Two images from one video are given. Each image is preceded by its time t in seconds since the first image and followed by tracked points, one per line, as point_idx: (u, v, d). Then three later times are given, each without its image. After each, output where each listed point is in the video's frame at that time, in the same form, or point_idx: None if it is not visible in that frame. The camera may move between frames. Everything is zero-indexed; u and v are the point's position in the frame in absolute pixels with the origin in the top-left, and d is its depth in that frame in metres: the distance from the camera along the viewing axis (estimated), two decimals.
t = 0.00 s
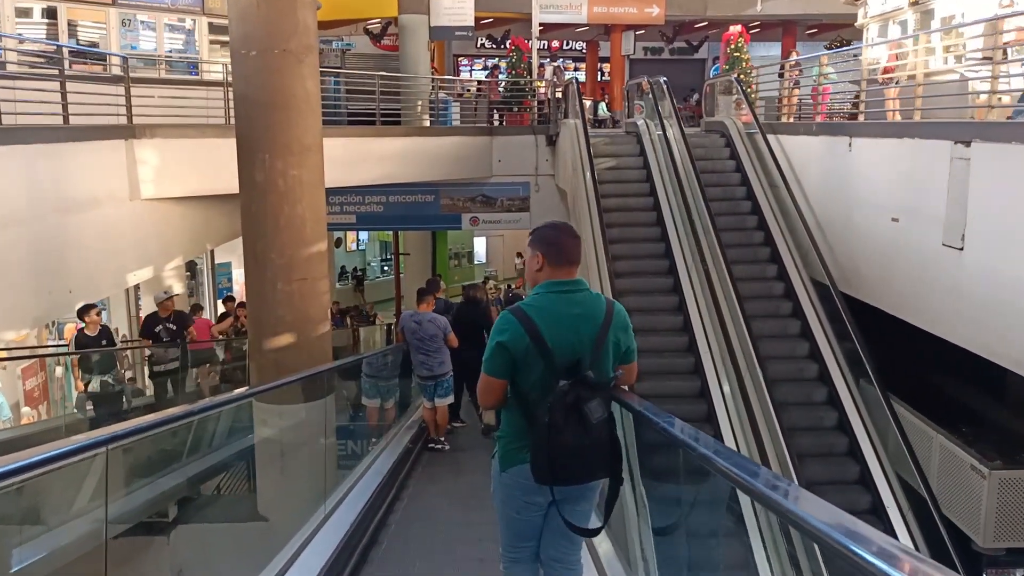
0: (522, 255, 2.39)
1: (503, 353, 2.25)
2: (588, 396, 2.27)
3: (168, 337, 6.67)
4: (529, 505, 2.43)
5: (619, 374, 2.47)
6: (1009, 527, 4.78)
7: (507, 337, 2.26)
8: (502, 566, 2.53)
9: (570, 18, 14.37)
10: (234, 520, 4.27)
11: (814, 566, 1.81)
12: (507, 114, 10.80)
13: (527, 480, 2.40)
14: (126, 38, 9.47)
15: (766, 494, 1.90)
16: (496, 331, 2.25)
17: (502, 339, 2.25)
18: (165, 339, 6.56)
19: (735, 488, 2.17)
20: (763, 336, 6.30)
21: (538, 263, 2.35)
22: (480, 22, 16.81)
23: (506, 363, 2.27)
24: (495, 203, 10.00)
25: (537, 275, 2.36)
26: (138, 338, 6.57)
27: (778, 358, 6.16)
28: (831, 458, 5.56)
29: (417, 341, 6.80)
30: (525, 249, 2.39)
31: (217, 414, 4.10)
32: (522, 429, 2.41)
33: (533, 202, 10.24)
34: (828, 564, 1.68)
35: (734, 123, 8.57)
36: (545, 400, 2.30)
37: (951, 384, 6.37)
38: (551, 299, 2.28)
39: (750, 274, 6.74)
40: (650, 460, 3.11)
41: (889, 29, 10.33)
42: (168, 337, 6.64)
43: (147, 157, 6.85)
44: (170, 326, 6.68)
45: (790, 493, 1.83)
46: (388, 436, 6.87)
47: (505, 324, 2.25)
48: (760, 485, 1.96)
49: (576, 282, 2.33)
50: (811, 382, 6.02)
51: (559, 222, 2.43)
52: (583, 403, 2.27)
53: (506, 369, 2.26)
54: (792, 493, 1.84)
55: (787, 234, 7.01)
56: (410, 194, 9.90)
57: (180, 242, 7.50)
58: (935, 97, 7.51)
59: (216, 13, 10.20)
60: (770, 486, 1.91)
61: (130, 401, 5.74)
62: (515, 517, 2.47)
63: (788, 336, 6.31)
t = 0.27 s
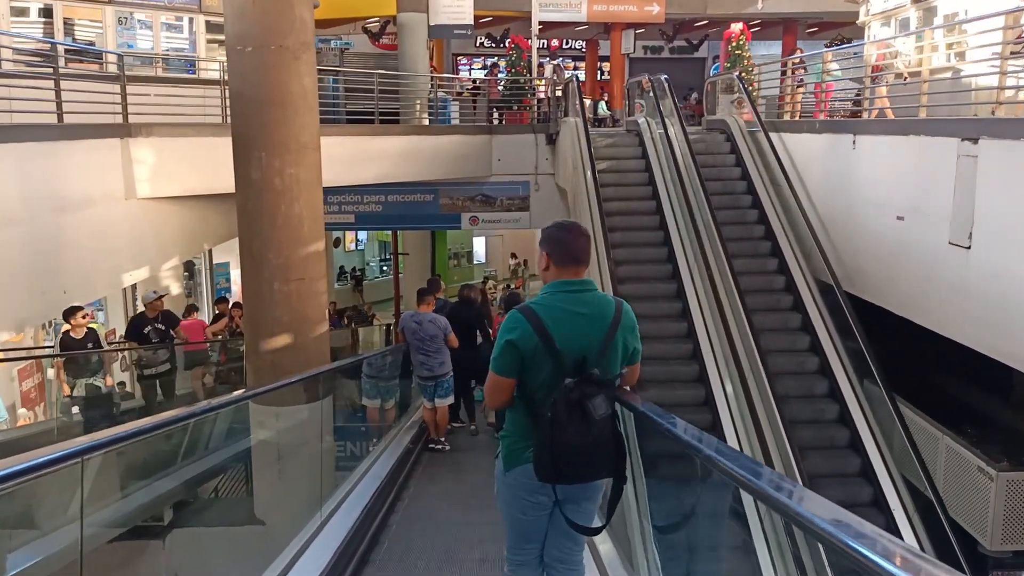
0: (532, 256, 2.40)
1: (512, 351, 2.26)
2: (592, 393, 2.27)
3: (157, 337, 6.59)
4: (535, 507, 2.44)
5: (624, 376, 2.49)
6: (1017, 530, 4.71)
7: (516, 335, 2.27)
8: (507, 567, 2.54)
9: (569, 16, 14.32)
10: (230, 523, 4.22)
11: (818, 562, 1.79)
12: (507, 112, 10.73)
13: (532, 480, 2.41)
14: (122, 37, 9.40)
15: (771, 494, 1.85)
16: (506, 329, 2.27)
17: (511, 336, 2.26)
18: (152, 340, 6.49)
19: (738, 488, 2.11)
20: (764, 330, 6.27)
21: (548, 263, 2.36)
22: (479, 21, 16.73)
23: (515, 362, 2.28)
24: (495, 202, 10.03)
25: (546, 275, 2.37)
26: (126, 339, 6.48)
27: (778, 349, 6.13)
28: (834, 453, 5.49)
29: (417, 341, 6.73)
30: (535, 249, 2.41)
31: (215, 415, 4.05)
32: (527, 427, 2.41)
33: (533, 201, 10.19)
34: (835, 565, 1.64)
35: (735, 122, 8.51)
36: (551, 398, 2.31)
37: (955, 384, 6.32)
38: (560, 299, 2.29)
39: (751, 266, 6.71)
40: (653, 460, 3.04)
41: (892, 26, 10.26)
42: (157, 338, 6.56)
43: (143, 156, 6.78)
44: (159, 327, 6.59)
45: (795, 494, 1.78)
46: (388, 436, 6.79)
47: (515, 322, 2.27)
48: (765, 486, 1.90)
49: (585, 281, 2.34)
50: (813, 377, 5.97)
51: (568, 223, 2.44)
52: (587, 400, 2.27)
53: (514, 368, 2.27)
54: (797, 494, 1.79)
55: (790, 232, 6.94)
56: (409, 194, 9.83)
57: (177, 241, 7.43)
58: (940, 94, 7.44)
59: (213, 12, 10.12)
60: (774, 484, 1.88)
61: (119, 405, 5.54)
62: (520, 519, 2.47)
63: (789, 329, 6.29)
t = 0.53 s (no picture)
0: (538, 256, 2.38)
1: (517, 352, 2.24)
2: (592, 391, 2.24)
3: (147, 338, 6.46)
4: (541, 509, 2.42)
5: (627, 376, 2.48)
6: None
7: (520, 335, 2.25)
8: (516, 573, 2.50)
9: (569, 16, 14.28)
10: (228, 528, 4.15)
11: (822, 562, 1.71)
12: (506, 112, 10.68)
13: (536, 480, 2.39)
14: (119, 36, 9.33)
15: (775, 492, 1.80)
16: (510, 330, 2.25)
17: (516, 337, 2.24)
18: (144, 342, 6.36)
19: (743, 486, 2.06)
20: (763, 320, 6.28)
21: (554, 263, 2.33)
22: (478, 20, 16.69)
23: (519, 361, 2.25)
24: (494, 201, 10.02)
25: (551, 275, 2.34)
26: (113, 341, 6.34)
27: (779, 347, 6.09)
28: (832, 442, 5.56)
29: (418, 342, 6.68)
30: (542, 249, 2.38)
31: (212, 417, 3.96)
32: (528, 424, 2.40)
33: (533, 201, 10.13)
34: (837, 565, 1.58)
35: (737, 121, 8.46)
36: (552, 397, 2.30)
37: (961, 385, 6.27)
38: (565, 299, 2.26)
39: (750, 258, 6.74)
40: (656, 461, 2.98)
41: (893, 25, 10.22)
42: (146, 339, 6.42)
43: (139, 155, 6.72)
44: (147, 327, 6.48)
45: (798, 492, 1.73)
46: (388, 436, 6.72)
47: (519, 323, 2.24)
48: (768, 484, 1.85)
49: (591, 281, 2.31)
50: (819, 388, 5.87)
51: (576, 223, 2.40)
52: (587, 400, 2.25)
53: (518, 368, 2.25)
54: (802, 491, 1.74)
55: (793, 232, 6.88)
56: (408, 194, 9.79)
57: (174, 241, 7.37)
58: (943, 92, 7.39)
59: (211, 10, 10.06)
60: (777, 482, 1.82)
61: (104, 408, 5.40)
62: (525, 520, 2.45)
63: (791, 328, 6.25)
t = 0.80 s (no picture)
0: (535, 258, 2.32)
1: (521, 355, 2.18)
2: (597, 391, 2.19)
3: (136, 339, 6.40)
4: (544, 513, 2.41)
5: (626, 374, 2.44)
6: None
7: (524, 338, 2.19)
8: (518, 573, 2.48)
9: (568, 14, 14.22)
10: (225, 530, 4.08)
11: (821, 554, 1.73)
12: (506, 110, 10.62)
13: (538, 479, 2.37)
14: (116, 34, 9.26)
15: (777, 486, 1.80)
16: (513, 333, 2.18)
17: (519, 340, 2.18)
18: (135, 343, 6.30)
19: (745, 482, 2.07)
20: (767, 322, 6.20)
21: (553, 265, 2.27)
22: (477, 19, 16.63)
23: (522, 364, 2.20)
24: (494, 201, 9.94)
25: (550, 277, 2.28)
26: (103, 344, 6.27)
27: (787, 358, 5.95)
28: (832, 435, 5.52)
29: (417, 342, 6.62)
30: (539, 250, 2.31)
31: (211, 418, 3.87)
32: (528, 423, 2.36)
33: (533, 199, 10.07)
34: (839, 559, 1.59)
35: (738, 119, 8.40)
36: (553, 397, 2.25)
37: (965, 385, 6.22)
38: (569, 301, 2.21)
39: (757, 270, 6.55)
40: (660, 460, 2.92)
41: (894, 23, 10.17)
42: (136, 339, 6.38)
43: (135, 154, 6.65)
44: (137, 328, 6.44)
45: (800, 486, 1.73)
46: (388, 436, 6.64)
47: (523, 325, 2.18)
48: (769, 478, 1.86)
49: (593, 282, 2.25)
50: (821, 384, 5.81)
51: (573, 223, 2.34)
52: (590, 400, 2.21)
53: (521, 371, 2.20)
54: (803, 486, 1.74)
55: (796, 231, 6.82)
56: (407, 193, 9.73)
57: (171, 240, 7.30)
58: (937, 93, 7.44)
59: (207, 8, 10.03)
60: (778, 476, 1.83)
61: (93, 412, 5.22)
62: (525, 518, 2.43)
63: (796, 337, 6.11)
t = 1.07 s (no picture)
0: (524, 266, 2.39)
1: (520, 357, 2.24)
2: (596, 393, 2.27)
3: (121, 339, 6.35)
4: (537, 513, 2.46)
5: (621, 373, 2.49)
6: None
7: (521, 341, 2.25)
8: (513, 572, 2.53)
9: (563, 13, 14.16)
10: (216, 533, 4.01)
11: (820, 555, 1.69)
12: (501, 109, 10.55)
13: (532, 479, 2.42)
14: (107, 32, 9.17)
15: (775, 486, 1.76)
16: (511, 335, 2.24)
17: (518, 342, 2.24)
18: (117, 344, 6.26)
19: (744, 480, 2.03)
20: (769, 329, 6.13)
21: (542, 270, 2.35)
22: (471, 18, 16.58)
23: (521, 366, 2.26)
24: (489, 200, 9.88)
25: (542, 282, 2.36)
26: (89, 343, 6.21)
27: (781, 351, 5.97)
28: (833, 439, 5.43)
29: (412, 342, 6.59)
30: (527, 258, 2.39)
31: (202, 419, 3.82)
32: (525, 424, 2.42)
33: (527, 199, 10.01)
34: (839, 558, 1.54)
35: (734, 119, 8.35)
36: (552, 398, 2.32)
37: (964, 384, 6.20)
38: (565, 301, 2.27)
39: (753, 265, 6.57)
40: (657, 461, 2.88)
41: (890, 21, 10.15)
42: (122, 339, 6.36)
43: (126, 152, 6.57)
44: (122, 328, 6.40)
45: (799, 484, 1.69)
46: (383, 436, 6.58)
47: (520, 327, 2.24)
48: (768, 476, 1.82)
49: (587, 284, 2.33)
50: (816, 377, 5.83)
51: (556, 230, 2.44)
52: (590, 400, 2.28)
53: (520, 372, 2.26)
54: (801, 484, 1.70)
55: (793, 230, 6.77)
56: (401, 193, 9.66)
57: (162, 240, 7.22)
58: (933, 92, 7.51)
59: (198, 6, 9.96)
60: (777, 475, 1.79)
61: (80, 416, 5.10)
62: (519, 518, 2.48)
63: (791, 331, 6.13)
